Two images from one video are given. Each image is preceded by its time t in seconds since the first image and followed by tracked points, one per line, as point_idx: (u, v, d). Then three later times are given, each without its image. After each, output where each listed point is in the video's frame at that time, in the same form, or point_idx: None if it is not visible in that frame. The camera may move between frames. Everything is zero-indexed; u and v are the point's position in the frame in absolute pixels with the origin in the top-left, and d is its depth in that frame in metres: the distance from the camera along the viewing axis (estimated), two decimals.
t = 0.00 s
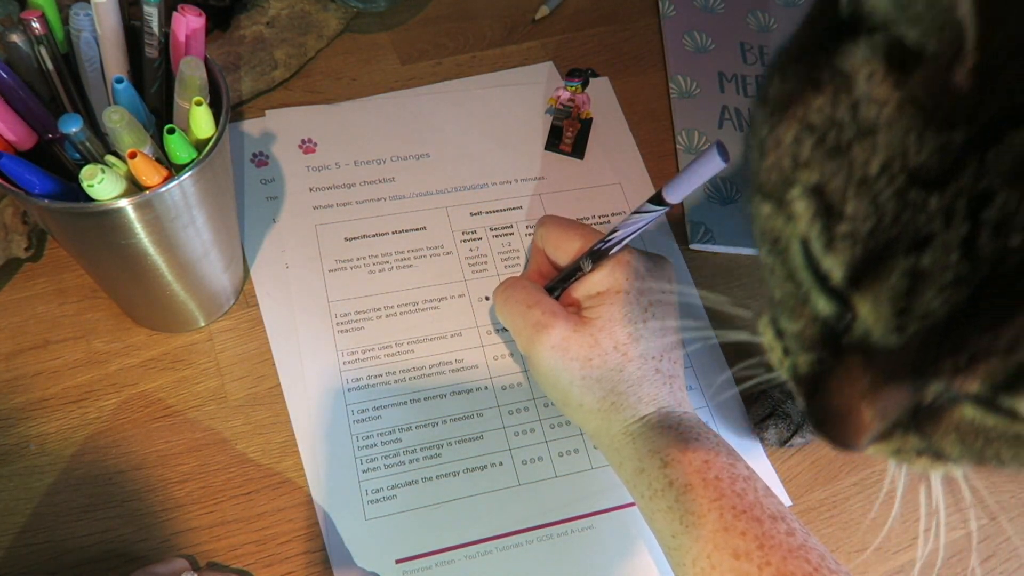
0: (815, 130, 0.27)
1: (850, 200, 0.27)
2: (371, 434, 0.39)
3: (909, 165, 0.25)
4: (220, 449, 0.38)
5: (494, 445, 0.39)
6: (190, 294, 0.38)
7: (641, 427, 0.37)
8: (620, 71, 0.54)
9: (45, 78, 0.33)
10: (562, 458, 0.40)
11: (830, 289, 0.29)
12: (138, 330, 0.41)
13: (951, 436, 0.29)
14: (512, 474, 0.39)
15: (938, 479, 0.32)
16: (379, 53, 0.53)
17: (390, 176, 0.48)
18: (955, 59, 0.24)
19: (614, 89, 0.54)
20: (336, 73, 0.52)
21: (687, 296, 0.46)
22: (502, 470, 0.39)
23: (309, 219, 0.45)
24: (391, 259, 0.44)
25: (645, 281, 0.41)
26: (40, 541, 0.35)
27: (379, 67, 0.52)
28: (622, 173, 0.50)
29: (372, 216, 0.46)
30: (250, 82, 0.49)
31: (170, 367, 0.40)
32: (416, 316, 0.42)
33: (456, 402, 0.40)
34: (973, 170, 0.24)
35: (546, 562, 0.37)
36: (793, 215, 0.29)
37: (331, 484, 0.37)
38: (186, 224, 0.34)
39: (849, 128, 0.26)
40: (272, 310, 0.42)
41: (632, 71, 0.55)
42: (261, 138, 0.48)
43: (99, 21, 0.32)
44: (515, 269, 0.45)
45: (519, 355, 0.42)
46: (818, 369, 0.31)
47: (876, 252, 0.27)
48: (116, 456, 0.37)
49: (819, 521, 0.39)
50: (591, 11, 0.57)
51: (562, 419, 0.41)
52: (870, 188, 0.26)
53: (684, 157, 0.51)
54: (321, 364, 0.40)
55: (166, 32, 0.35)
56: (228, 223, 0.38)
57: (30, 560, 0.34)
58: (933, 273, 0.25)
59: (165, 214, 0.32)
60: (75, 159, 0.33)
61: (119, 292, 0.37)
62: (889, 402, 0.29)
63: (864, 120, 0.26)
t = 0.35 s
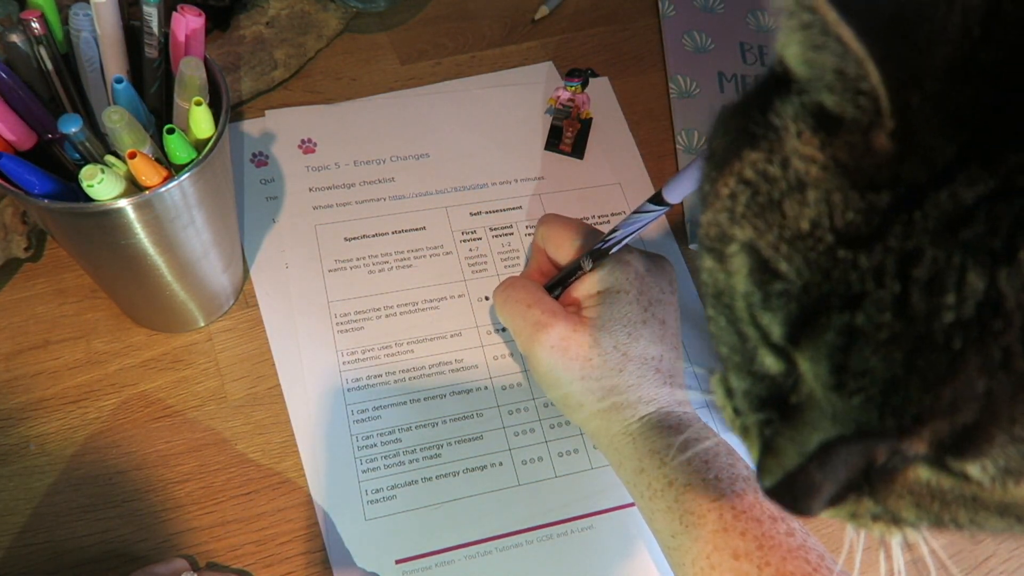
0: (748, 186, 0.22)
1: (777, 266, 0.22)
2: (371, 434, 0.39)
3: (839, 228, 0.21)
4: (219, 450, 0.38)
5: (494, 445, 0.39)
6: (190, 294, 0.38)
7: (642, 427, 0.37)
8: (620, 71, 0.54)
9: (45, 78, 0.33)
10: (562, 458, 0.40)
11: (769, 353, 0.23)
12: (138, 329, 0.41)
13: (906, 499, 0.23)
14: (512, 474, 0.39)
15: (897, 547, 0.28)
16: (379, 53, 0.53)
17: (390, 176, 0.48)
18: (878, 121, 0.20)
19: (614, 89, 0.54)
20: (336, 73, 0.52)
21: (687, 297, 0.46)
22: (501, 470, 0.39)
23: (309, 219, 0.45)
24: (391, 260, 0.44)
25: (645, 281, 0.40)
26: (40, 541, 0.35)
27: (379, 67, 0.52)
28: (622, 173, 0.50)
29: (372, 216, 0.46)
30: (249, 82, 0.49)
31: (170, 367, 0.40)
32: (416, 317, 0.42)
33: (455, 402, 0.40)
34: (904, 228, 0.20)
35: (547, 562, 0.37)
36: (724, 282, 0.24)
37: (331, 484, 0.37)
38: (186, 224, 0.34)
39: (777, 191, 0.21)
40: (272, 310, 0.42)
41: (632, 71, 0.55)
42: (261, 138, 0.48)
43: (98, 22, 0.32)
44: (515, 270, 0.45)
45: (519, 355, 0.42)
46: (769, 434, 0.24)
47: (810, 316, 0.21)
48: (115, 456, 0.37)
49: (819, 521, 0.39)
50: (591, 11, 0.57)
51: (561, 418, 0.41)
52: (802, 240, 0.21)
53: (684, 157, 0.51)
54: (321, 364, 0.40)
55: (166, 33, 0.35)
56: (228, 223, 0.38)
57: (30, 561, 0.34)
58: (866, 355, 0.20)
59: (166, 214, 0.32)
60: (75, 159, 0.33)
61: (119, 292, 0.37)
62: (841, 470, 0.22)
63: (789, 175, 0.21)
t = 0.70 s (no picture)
0: (628, 359, 0.20)
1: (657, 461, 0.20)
2: (372, 434, 0.39)
3: (707, 430, 0.19)
4: (218, 450, 0.38)
5: (493, 445, 0.39)
6: (189, 294, 0.38)
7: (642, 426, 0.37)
8: (620, 71, 0.55)
9: (45, 77, 0.33)
10: (562, 458, 0.39)
11: (646, 546, 0.21)
12: (138, 329, 0.41)
13: None
14: (512, 474, 0.39)
15: None
16: (379, 53, 0.53)
17: (390, 176, 0.48)
18: (756, 314, 0.17)
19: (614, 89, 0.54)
20: (336, 73, 0.52)
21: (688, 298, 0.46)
22: (501, 470, 0.39)
23: (309, 219, 0.45)
24: (391, 260, 0.44)
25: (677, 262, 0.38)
26: (40, 541, 0.35)
27: (379, 67, 0.52)
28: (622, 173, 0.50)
29: (372, 216, 0.46)
30: (250, 82, 0.49)
31: (170, 367, 0.40)
32: (416, 317, 0.42)
33: (455, 402, 0.40)
34: (786, 460, 0.18)
35: (547, 562, 0.37)
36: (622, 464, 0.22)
37: (331, 483, 0.37)
38: (187, 223, 0.34)
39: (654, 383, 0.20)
40: (273, 310, 0.42)
41: (632, 71, 0.55)
42: (261, 138, 0.48)
43: (99, 21, 0.32)
44: (515, 270, 0.45)
45: (519, 355, 0.42)
46: None
47: (678, 518, 0.20)
48: (115, 456, 0.37)
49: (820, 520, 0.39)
50: (591, 12, 0.57)
51: (562, 419, 0.40)
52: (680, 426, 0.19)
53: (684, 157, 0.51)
54: (321, 364, 0.40)
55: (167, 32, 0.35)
56: (229, 223, 0.38)
57: (30, 560, 0.34)
58: (735, 555, 0.19)
59: (166, 214, 0.32)
60: (75, 159, 0.33)
61: (120, 291, 0.37)
62: None
63: (664, 362, 0.19)
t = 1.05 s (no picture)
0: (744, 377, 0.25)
1: (766, 387, 0.23)
2: (373, 434, 0.39)
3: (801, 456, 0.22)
4: (219, 450, 0.38)
5: (494, 445, 0.39)
6: (190, 294, 0.38)
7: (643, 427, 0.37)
8: (621, 71, 0.55)
9: (46, 77, 0.33)
10: (563, 458, 0.39)
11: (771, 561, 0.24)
12: (139, 329, 0.41)
13: None
14: (513, 474, 0.39)
15: None
16: (379, 53, 0.53)
17: (390, 176, 0.48)
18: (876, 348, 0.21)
19: (614, 88, 0.54)
20: (336, 73, 0.52)
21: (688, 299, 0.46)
22: (501, 470, 0.39)
23: (309, 219, 0.45)
24: (392, 260, 0.44)
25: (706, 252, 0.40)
26: (41, 540, 0.35)
27: (380, 67, 0.52)
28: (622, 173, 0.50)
29: (372, 216, 0.46)
30: (250, 82, 0.49)
31: (171, 366, 0.40)
32: (417, 317, 0.42)
33: (456, 402, 0.40)
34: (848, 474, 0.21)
35: (549, 562, 0.37)
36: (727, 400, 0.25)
37: (332, 483, 0.37)
38: (187, 223, 0.34)
39: (774, 308, 0.23)
40: (273, 310, 0.42)
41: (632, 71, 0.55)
42: (262, 138, 0.48)
43: (100, 21, 0.32)
44: (516, 270, 0.45)
45: (520, 355, 0.42)
46: None
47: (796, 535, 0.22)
48: (115, 455, 0.37)
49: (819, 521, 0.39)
50: (591, 12, 0.57)
51: (562, 419, 0.40)
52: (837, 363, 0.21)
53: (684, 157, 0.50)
54: (322, 364, 0.40)
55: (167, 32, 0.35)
56: (230, 222, 0.38)
57: (30, 560, 0.34)
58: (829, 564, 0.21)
59: (166, 214, 0.32)
60: (76, 158, 0.33)
61: (120, 291, 0.37)
62: None
63: (796, 366, 0.23)
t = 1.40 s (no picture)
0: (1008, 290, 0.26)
1: None
2: (372, 434, 0.39)
3: None
4: (219, 450, 0.38)
5: (494, 445, 0.39)
6: (190, 294, 0.38)
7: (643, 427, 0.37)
8: (621, 71, 0.54)
9: (47, 77, 0.33)
10: (562, 457, 0.39)
11: None
12: (139, 329, 0.41)
13: None
14: (512, 474, 0.39)
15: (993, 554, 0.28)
16: (379, 53, 0.53)
17: (390, 176, 0.48)
18: None
19: (614, 88, 0.54)
20: (336, 73, 0.52)
21: (688, 299, 0.46)
22: (501, 470, 0.39)
23: (309, 219, 0.45)
24: (392, 260, 0.44)
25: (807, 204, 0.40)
26: (41, 540, 0.35)
27: (380, 67, 0.52)
28: (622, 173, 0.50)
29: (372, 216, 0.46)
30: (250, 82, 0.49)
31: (170, 366, 0.40)
32: (417, 317, 0.42)
33: (456, 402, 0.40)
34: None
35: (548, 562, 0.37)
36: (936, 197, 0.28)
37: (331, 483, 0.37)
38: (187, 223, 0.34)
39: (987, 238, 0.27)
40: (273, 310, 0.42)
41: (633, 71, 0.54)
42: (262, 138, 0.48)
43: (100, 21, 0.32)
44: (516, 269, 0.45)
45: (519, 355, 0.42)
46: None
47: None
48: (115, 455, 0.37)
49: (819, 521, 0.39)
50: (591, 12, 0.57)
51: (562, 418, 0.40)
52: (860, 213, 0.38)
53: (684, 157, 0.50)
54: (321, 364, 0.40)
55: (167, 33, 0.35)
56: (230, 222, 0.38)
57: (30, 560, 0.34)
58: None
59: (165, 214, 0.32)
60: (76, 158, 0.33)
61: (120, 291, 0.37)
62: None
63: None
